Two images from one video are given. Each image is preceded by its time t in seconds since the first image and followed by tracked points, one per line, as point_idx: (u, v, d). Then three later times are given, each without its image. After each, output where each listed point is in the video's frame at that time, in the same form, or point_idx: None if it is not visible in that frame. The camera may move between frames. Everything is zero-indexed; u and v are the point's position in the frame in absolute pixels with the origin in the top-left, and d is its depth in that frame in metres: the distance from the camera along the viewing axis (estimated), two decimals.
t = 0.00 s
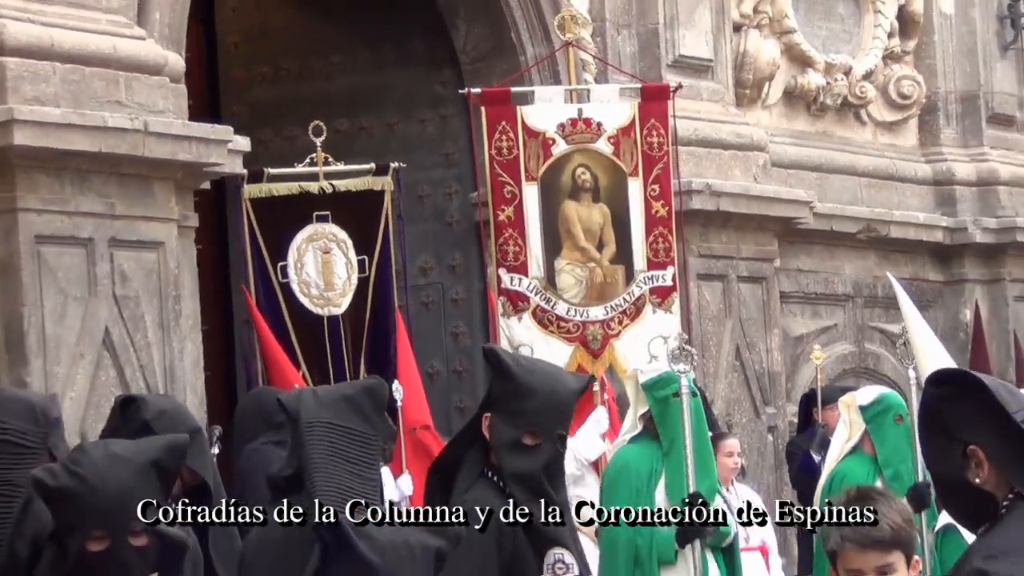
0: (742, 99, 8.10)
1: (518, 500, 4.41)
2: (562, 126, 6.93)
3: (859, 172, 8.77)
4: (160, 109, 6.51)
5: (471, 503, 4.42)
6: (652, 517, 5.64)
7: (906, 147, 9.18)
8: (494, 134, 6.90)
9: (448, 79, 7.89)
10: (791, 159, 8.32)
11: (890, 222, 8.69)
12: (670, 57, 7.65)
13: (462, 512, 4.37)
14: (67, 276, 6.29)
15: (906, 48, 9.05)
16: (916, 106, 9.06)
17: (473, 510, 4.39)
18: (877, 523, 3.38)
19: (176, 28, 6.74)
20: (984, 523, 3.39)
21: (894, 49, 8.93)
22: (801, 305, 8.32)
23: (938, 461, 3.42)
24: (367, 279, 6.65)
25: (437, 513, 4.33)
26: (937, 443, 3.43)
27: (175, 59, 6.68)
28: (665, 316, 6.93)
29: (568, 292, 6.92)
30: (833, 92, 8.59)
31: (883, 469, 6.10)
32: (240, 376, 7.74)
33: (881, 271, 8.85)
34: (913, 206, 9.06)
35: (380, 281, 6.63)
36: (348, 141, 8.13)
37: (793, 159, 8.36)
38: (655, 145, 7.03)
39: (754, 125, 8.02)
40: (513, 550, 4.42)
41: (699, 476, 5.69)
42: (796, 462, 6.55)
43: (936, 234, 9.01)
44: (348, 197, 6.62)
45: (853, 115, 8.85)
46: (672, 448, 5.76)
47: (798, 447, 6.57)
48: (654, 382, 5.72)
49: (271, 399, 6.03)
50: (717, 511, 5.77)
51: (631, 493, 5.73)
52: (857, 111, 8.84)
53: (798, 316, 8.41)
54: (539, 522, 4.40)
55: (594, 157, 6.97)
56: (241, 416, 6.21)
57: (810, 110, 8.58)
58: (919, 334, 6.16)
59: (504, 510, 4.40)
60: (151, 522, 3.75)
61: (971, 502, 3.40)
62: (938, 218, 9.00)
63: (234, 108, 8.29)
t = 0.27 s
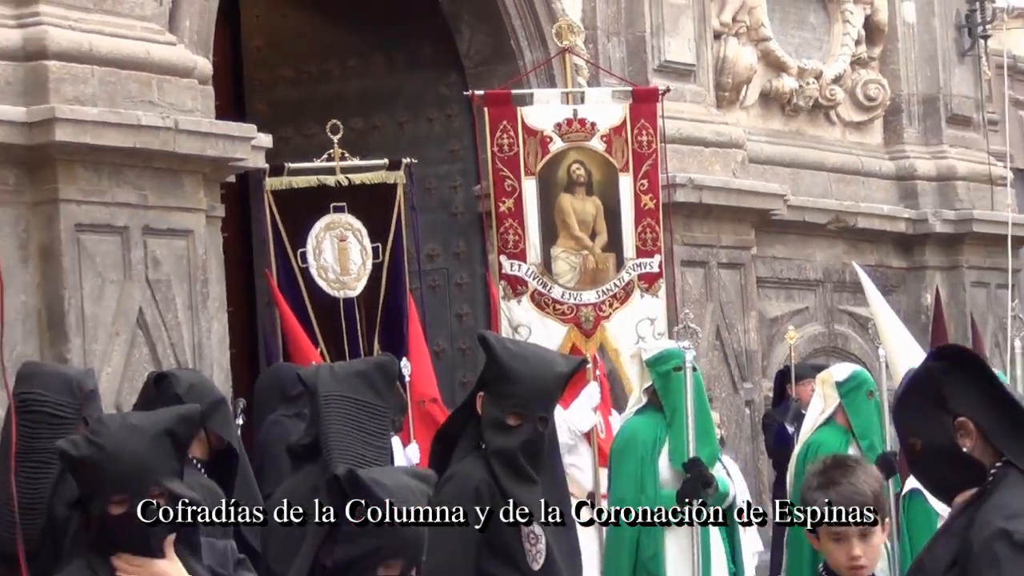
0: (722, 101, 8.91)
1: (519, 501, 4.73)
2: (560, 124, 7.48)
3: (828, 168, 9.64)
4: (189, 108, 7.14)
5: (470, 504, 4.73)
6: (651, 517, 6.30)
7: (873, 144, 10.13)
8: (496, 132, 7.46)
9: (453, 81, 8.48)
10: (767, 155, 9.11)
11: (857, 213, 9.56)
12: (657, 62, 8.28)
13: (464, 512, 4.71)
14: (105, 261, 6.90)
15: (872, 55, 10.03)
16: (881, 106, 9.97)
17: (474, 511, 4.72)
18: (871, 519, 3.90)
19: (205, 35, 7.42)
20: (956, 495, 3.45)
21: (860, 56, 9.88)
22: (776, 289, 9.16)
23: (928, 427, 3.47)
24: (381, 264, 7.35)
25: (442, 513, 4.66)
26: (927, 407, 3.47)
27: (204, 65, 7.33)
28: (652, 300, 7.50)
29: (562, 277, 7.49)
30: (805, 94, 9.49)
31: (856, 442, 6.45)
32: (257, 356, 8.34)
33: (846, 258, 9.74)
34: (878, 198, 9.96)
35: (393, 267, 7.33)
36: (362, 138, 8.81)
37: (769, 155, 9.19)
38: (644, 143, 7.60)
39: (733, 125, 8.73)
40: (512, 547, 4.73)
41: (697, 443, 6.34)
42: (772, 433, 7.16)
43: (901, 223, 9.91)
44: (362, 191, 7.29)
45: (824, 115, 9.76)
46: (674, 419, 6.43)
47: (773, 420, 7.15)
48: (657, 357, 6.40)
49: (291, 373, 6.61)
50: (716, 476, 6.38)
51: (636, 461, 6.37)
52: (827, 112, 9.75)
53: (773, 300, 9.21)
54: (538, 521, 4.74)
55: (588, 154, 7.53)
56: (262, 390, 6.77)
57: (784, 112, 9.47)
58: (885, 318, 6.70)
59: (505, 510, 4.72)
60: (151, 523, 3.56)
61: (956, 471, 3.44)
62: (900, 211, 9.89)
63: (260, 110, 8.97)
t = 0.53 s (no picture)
0: (703, 105, 9.75)
1: (518, 502, 5.37)
2: (558, 126, 8.10)
3: (799, 167, 10.48)
4: (213, 110, 7.81)
5: (471, 506, 5.35)
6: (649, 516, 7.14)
7: (841, 144, 10.98)
8: (497, 133, 8.06)
9: (456, 86, 9.28)
10: (743, 155, 9.91)
11: (825, 208, 10.42)
12: (643, 69, 9.16)
13: (464, 513, 5.32)
14: (136, 251, 7.53)
15: (840, 61, 10.89)
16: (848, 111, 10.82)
17: (473, 513, 5.34)
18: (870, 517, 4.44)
19: (228, 44, 8.12)
20: (929, 462, 4.03)
21: (829, 63, 10.76)
22: (752, 277, 9.97)
23: (910, 402, 4.02)
24: (389, 255, 7.97)
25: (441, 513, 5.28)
26: (910, 384, 4.02)
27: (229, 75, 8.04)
28: (639, 288, 8.13)
29: (557, 266, 8.07)
30: (779, 99, 10.34)
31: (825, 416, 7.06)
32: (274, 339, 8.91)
33: (817, 249, 10.52)
34: (846, 194, 10.82)
35: (400, 257, 7.99)
36: (371, 138, 9.57)
37: (745, 155, 10.03)
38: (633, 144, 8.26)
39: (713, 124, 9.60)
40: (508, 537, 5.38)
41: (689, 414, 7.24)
42: (748, 408, 7.80)
43: (866, 218, 10.73)
44: (372, 188, 7.93)
45: (795, 118, 10.63)
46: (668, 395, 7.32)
47: (748, 396, 7.80)
48: (655, 340, 7.24)
49: (306, 353, 7.20)
50: (707, 446, 7.27)
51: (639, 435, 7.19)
52: (798, 115, 10.62)
53: (748, 287, 10.01)
54: (538, 522, 5.34)
55: (582, 154, 8.18)
56: (278, 369, 7.41)
57: (760, 114, 10.31)
58: (855, 304, 7.29)
59: (505, 511, 5.35)
60: (151, 521, 4.15)
61: (933, 441, 4.01)
62: (866, 205, 10.78)
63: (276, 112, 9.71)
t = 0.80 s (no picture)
0: (679, 111, 10.81)
1: (518, 504, 6.17)
2: (552, 132, 8.93)
3: (766, 166, 11.48)
4: (238, 116, 8.67)
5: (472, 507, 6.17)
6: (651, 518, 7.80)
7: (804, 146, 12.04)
8: (497, 136, 8.90)
9: (458, 94, 10.26)
10: (715, 156, 10.94)
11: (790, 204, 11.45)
12: (625, 79, 10.18)
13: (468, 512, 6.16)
14: (170, 243, 8.38)
15: (803, 72, 11.95)
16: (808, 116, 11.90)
17: (475, 512, 6.17)
18: (871, 518, 4.60)
19: (253, 58, 9.04)
20: (886, 430, 4.73)
21: (793, 74, 11.81)
22: (723, 266, 10.96)
23: (875, 369, 4.73)
24: (399, 247, 8.88)
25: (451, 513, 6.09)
26: (876, 355, 4.72)
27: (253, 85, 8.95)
28: (623, 277, 8.97)
29: (550, 256, 8.92)
30: (747, 106, 11.38)
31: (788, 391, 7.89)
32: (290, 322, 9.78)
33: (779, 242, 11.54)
34: (808, 192, 11.85)
35: (409, 249, 8.87)
36: (382, 141, 10.52)
37: (718, 156, 11.04)
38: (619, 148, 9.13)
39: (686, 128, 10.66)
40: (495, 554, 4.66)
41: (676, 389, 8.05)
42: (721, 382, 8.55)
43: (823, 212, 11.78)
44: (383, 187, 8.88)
45: (762, 123, 11.67)
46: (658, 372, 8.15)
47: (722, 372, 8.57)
48: (643, 323, 8.06)
49: (325, 335, 7.95)
50: (694, 419, 8.06)
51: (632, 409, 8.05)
52: (765, 121, 11.67)
53: (718, 277, 10.99)
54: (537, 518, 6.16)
55: (573, 156, 9.01)
56: (298, 348, 8.26)
57: (730, 120, 11.35)
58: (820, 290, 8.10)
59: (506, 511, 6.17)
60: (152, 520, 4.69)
61: (893, 407, 4.73)
62: (825, 202, 11.79)
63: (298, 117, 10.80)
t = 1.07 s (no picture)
0: (659, 120, 11.85)
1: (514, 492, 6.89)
2: (542, 139, 9.83)
3: (737, 169, 12.48)
4: (260, 125, 9.62)
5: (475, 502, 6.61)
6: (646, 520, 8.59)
7: (771, 152, 13.01)
8: (494, 143, 9.80)
9: (459, 104, 11.21)
10: (691, 160, 11.94)
11: (759, 205, 12.43)
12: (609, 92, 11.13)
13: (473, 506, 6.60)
14: (199, 240, 9.27)
15: (770, 85, 12.90)
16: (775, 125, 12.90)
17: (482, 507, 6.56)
18: (869, 517, 5.02)
19: (273, 73, 10.01)
20: (855, 403, 5.26)
21: (762, 86, 12.78)
22: (698, 260, 11.95)
23: (854, 346, 5.24)
24: (406, 243, 9.82)
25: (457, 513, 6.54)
26: (856, 333, 5.24)
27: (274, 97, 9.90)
28: (608, 270, 9.90)
29: (542, 251, 9.80)
30: (721, 115, 12.41)
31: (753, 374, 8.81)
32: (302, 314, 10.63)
33: (749, 241, 12.54)
34: (774, 193, 12.82)
35: (415, 245, 9.83)
36: (390, 148, 11.53)
37: (693, 161, 12.04)
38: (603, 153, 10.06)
39: (663, 135, 11.65)
40: None
41: (662, 372, 8.88)
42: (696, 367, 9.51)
43: (789, 215, 12.76)
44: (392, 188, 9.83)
45: (733, 131, 12.64)
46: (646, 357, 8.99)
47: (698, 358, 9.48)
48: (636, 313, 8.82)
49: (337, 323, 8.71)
50: (677, 399, 8.91)
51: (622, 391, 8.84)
52: (736, 129, 12.65)
53: (690, 272, 11.93)
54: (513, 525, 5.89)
55: (563, 161, 9.91)
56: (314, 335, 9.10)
57: (704, 128, 12.34)
58: (798, 282, 8.99)
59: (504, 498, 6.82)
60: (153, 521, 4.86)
61: (862, 383, 5.25)
62: (791, 203, 12.75)
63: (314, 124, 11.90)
